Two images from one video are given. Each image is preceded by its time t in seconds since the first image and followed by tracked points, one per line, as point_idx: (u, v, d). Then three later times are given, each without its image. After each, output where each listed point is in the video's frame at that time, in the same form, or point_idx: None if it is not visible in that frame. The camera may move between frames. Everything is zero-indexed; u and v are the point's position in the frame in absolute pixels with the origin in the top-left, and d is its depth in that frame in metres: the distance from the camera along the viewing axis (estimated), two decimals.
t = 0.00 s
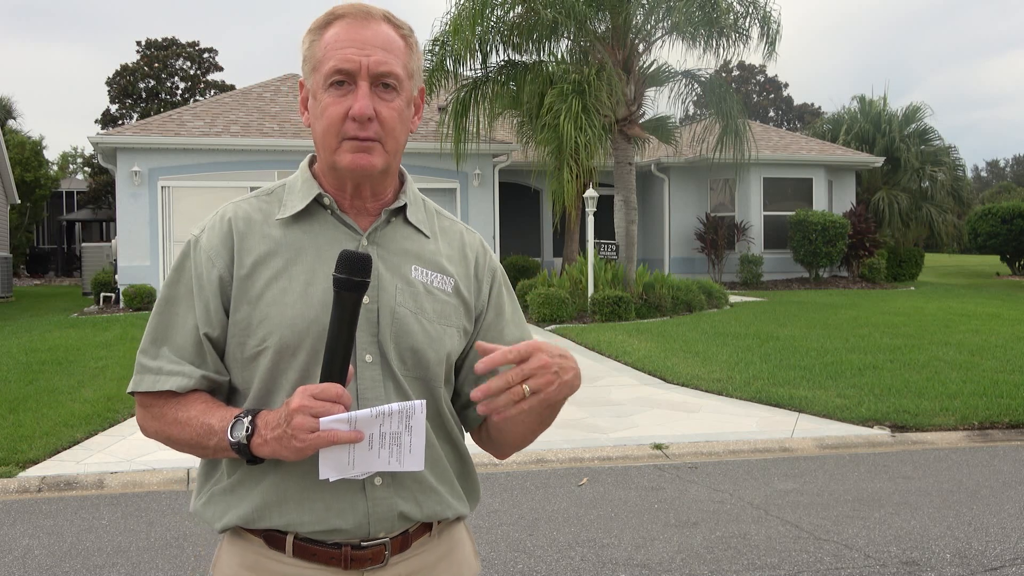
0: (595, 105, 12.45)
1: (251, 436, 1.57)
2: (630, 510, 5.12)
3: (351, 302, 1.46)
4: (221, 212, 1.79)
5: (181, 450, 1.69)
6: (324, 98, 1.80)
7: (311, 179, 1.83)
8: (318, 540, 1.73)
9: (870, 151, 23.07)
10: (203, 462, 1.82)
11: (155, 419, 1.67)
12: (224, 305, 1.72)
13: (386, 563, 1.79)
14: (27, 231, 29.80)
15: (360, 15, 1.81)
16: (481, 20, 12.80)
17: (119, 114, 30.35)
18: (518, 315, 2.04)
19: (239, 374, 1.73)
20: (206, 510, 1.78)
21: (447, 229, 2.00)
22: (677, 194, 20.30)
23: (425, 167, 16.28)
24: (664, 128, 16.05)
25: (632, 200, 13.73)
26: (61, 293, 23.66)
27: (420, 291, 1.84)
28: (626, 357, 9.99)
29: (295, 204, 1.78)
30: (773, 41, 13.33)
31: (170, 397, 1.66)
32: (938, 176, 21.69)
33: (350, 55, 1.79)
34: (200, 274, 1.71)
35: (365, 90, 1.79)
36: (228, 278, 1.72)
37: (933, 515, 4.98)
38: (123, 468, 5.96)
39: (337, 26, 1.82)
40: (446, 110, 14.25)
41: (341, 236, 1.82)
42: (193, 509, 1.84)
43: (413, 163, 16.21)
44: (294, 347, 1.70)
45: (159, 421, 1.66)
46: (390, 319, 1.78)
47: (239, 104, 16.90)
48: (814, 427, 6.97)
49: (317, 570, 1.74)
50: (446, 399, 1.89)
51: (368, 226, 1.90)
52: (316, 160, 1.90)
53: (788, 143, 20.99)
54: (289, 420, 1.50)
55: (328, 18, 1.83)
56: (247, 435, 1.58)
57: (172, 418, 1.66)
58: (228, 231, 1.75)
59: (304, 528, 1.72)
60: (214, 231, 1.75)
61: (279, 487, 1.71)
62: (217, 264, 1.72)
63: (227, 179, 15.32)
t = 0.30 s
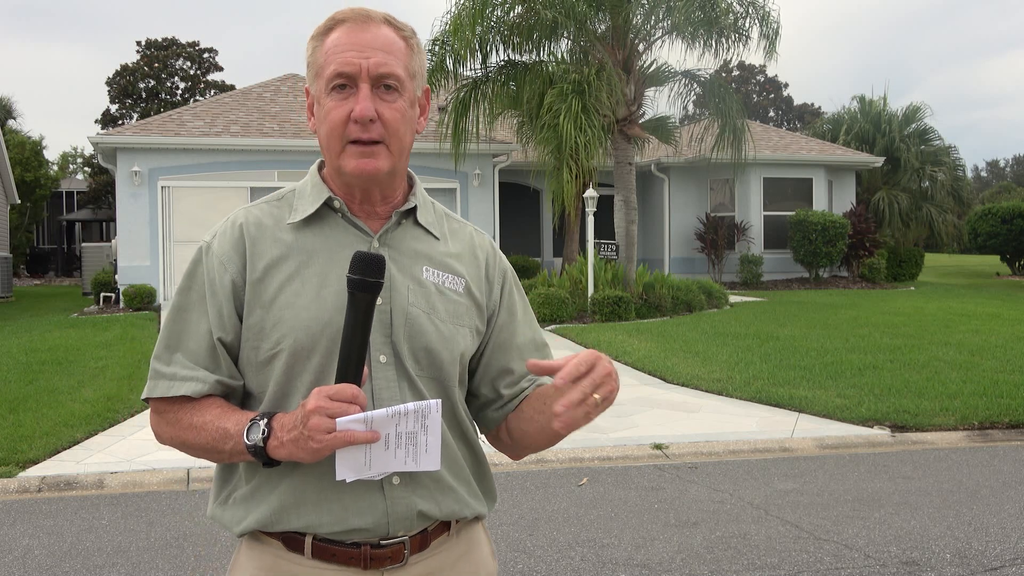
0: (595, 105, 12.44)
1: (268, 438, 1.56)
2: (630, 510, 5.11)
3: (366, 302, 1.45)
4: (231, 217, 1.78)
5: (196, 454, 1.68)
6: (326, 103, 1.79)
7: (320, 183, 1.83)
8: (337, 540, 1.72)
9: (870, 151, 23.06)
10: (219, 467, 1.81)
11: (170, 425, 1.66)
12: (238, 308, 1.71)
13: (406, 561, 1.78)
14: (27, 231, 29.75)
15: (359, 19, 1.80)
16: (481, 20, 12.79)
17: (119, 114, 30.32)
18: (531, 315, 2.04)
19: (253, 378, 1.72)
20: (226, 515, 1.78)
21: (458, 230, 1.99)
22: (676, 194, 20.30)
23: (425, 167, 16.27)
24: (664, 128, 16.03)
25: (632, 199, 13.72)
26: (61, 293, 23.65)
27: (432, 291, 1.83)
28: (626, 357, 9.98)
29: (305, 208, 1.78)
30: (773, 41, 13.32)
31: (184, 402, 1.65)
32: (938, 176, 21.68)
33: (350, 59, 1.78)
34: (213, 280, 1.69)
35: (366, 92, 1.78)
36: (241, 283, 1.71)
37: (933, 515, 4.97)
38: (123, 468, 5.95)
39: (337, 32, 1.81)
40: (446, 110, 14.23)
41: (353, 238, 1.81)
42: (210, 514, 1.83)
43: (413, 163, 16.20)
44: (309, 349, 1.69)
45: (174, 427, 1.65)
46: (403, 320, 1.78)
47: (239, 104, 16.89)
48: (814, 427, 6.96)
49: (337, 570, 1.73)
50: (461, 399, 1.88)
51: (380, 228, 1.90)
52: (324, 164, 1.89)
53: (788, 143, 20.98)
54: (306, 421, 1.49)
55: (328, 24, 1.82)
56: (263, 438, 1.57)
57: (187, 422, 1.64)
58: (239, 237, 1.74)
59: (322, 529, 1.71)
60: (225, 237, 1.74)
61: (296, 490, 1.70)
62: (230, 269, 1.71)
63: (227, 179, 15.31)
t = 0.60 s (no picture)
0: (595, 106, 12.45)
1: (284, 440, 1.57)
2: (630, 510, 5.12)
3: (377, 300, 1.48)
4: (246, 225, 1.79)
5: (215, 460, 1.69)
6: (337, 109, 1.80)
7: (333, 188, 1.84)
8: (358, 540, 1.73)
9: (870, 151, 23.08)
10: (239, 473, 1.82)
11: (188, 431, 1.67)
12: (253, 314, 1.73)
13: (427, 561, 1.79)
14: (27, 231, 29.72)
15: (365, 24, 1.82)
16: (481, 20, 12.79)
17: (119, 114, 30.31)
18: (544, 315, 2.05)
19: (270, 382, 1.73)
20: (246, 520, 1.78)
21: (470, 232, 2.01)
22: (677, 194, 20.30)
23: (425, 167, 16.28)
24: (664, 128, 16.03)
25: (632, 200, 13.73)
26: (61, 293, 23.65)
27: (447, 291, 1.85)
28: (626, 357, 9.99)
29: (318, 213, 1.80)
30: (772, 41, 13.32)
31: (201, 407, 1.66)
32: (938, 176, 21.68)
33: (358, 64, 1.79)
34: (229, 285, 1.71)
35: (376, 95, 1.79)
36: (256, 289, 1.73)
37: (933, 515, 4.98)
38: (123, 468, 5.96)
39: (344, 38, 1.83)
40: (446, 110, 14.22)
41: (366, 241, 1.83)
42: (231, 519, 1.84)
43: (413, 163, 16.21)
44: (325, 350, 1.70)
45: (192, 432, 1.66)
46: (417, 321, 1.79)
47: (239, 104, 16.89)
48: (814, 427, 6.97)
49: (358, 571, 1.74)
50: (478, 399, 1.90)
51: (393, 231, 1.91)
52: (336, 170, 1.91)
53: (788, 143, 20.99)
54: (321, 421, 1.50)
55: (334, 32, 1.84)
56: (280, 440, 1.57)
57: (205, 427, 1.65)
58: (254, 243, 1.76)
59: (343, 530, 1.71)
60: (241, 244, 1.76)
61: (315, 491, 1.71)
62: (245, 275, 1.73)
63: (227, 179, 15.33)
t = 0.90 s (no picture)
0: (594, 106, 12.45)
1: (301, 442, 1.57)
2: (630, 510, 5.11)
3: (390, 299, 1.49)
4: (260, 233, 1.80)
5: (234, 467, 1.69)
6: (343, 114, 1.81)
7: (344, 192, 1.85)
8: (380, 540, 1.73)
9: (870, 151, 23.08)
10: (259, 479, 1.83)
11: (207, 438, 1.67)
12: (270, 320, 1.73)
13: (449, 560, 1.78)
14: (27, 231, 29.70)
15: (370, 30, 1.83)
16: (481, 20, 12.79)
17: (119, 114, 30.31)
18: (560, 314, 2.05)
19: (289, 386, 1.73)
20: (268, 525, 1.79)
21: (483, 233, 2.01)
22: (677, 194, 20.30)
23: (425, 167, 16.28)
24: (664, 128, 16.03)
25: (632, 200, 13.72)
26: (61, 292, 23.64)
27: (460, 290, 1.85)
28: (627, 357, 9.98)
29: (330, 217, 1.80)
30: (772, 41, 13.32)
31: (219, 413, 1.66)
32: (938, 176, 21.68)
33: (362, 68, 1.80)
34: (245, 292, 1.71)
35: (381, 98, 1.80)
36: (271, 294, 1.73)
37: (933, 515, 4.98)
38: (123, 468, 5.96)
39: (349, 45, 1.84)
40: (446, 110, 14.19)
41: (380, 243, 1.83)
42: (253, 525, 1.84)
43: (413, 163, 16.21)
44: (342, 351, 1.70)
45: (210, 439, 1.66)
46: (433, 319, 1.80)
47: (239, 104, 16.88)
48: (814, 427, 6.97)
49: (380, 571, 1.73)
50: (495, 396, 1.90)
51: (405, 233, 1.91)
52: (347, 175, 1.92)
53: (788, 143, 20.98)
54: (337, 421, 1.50)
55: (340, 39, 1.85)
56: (297, 442, 1.58)
57: (224, 434, 1.66)
58: (268, 249, 1.76)
59: (365, 530, 1.71)
60: (254, 252, 1.76)
61: (336, 492, 1.71)
62: (259, 281, 1.73)
63: (227, 179, 15.32)
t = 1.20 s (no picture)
0: (594, 106, 12.45)
1: (313, 445, 1.57)
2: (630, 510, 5.11)
3: (400, 304, 1.48)
4: (273, 237, 1.79)
5: (249, 469, 1.70)
6: (350, 118, 1.81)
7: (356, 194, 1.84)
8: (393, 540, 1.72)
9: (870, 151, 23.07)
10: (274, 481, 1.83)
11: (222, 441, 1.67)
12: (283, 323, 1.72)
13: (462, 560, 1.78)
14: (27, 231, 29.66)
15: (371, 34, 1.82)
16: (480, 19, 12.78)
17: (119, 114, 30.30)
18: (566, 317, 2.05)
19: (305, 387, 1.73)
20: (283, 525, 1.79)
21: (494, 233, 2.01)
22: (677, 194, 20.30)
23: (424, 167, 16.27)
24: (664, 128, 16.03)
25: (632, 199, 13.72)
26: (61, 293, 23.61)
27: (473, 289, 1.85)
28: (627, 357, 9.97)
29: (342, 220, 1.79)
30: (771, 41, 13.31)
31: (233, 417, 1.67)
32: (938, 176, 21.68)
33: (366, 71, 1.79)
34: (259, 297, 1.71)
35: (387, 100, 1.79)
36: (285, 297, 1.73)
37: (933, 515, 4.97)
38: (123, 468, 5.95)
39: (352, 49, 1.83)
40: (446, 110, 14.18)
41: (393, 244, 1.82)
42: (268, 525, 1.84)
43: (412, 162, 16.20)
44: (356, 352, 1.69)
45: (226, 443, 1.67)
46: (448, 318, 1.79)
47: (239, 104, 16.88)
48: (814, 427, 6.96)
49: (394, 571, 1.73)
50: (508, 395, 1.90)
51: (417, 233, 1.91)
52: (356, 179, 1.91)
53: (788, 143, 20.98)
54: (347, 426, 1.49)
55: (343, 44, 1.85)
56: (308, 445, 1.57)
57: (239, 437, 1.66)
58: (281, 253, 1.75)
59: (378, 530, 1.71)
60: (267, 256, 1.75)
61: (349, 492, 1.70)
62: (273, 284, 1.72)
63: (227, 179, 15.32)
